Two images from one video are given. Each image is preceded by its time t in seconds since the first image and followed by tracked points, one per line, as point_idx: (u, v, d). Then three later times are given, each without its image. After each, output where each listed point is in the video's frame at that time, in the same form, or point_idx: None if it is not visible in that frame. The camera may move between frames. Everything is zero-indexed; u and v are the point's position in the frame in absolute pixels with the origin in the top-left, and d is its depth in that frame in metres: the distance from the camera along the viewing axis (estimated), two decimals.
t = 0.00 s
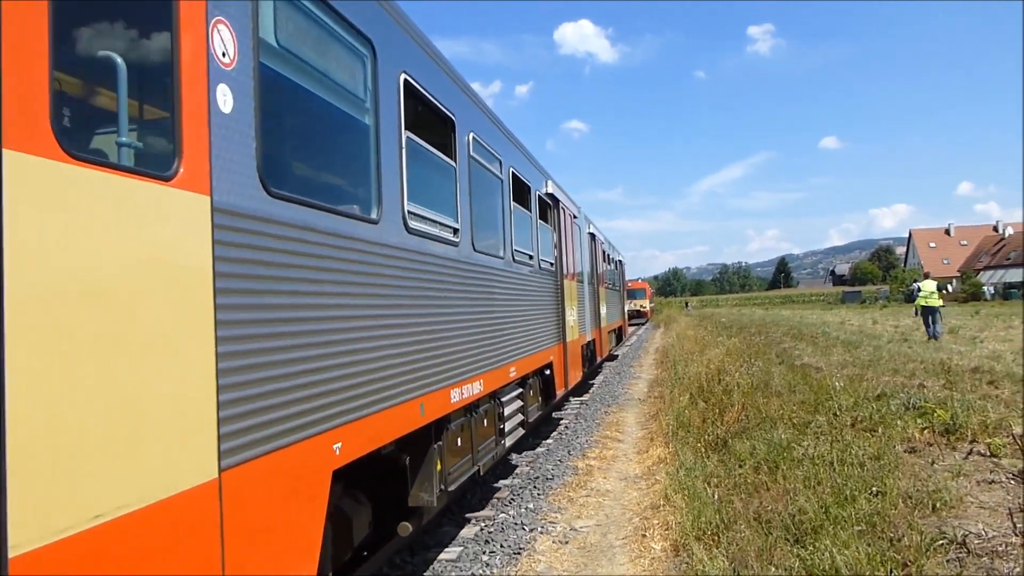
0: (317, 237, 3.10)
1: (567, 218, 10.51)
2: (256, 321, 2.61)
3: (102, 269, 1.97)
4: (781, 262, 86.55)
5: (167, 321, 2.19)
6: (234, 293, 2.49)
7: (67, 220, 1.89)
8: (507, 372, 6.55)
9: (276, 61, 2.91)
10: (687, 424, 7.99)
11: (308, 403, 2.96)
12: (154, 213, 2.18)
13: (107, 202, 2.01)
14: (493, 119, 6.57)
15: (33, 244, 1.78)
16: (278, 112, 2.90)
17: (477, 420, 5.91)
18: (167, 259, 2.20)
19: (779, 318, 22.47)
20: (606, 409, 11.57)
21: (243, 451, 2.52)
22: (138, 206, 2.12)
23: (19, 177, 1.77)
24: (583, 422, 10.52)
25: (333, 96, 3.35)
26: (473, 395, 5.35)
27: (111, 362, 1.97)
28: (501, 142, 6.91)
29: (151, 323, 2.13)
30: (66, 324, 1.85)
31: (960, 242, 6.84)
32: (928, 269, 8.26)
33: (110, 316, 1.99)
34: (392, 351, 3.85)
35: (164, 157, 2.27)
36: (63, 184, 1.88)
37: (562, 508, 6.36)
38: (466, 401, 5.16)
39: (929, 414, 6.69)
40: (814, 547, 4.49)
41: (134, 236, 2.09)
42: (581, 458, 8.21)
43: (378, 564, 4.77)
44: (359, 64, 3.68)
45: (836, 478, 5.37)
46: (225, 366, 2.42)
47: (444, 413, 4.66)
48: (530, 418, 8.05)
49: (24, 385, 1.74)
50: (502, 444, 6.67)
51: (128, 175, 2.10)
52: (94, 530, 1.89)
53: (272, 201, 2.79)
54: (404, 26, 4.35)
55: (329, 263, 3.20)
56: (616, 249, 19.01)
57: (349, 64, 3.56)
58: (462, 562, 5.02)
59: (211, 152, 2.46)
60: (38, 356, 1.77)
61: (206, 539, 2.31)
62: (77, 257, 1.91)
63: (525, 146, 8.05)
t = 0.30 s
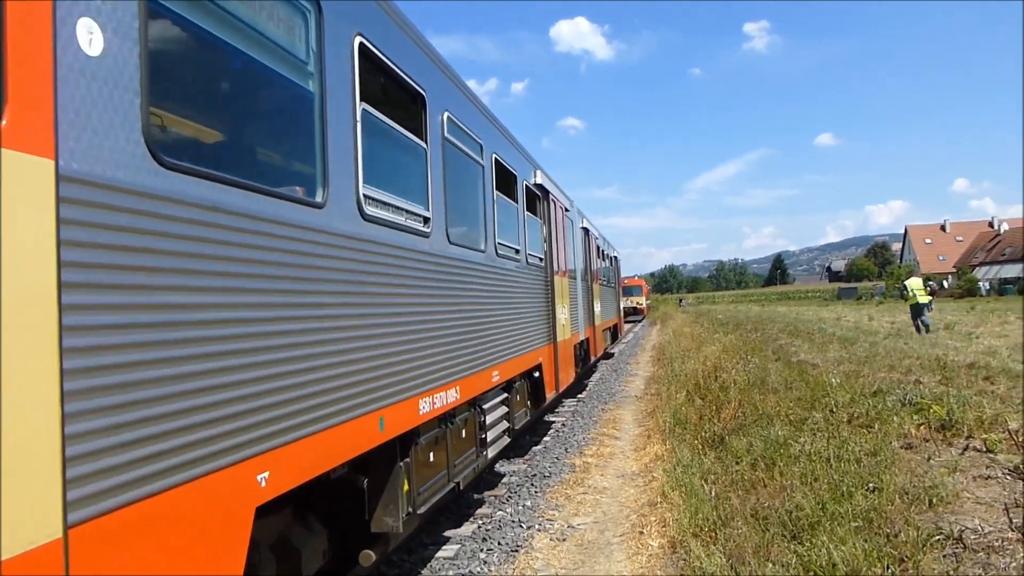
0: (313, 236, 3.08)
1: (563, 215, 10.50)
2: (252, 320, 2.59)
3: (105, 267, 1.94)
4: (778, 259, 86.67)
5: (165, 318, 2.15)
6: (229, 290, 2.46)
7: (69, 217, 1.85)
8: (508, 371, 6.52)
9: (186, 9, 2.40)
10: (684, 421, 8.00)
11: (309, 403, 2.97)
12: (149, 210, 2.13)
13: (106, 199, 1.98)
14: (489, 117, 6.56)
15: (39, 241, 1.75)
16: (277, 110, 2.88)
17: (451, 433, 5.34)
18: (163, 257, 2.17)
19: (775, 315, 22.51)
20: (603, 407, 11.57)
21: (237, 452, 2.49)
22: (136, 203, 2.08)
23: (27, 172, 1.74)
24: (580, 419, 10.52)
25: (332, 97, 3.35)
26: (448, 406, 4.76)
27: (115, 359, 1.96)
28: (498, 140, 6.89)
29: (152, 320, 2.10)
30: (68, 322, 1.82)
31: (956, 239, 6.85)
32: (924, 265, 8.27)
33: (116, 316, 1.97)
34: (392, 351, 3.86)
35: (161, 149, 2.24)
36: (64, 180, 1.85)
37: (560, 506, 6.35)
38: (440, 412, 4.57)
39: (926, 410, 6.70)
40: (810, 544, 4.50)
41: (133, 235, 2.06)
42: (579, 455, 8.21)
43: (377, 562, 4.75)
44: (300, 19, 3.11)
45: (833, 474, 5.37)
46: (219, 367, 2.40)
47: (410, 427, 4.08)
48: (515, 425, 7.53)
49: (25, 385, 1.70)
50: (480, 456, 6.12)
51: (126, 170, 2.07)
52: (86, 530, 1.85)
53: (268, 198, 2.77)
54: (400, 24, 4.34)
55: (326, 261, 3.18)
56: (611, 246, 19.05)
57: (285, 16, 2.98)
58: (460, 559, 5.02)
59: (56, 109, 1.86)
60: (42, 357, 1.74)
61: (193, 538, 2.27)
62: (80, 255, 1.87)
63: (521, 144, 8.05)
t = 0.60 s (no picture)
0: (305, 234, 3.07)
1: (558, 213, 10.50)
2: (243, 319, 2.58)
3: (92, 268, 1.94)
4: (773, 257, 86.79)
5: (152, 318, 2.14)
6: (219, 290, 2.46)
7: (53, 218, 1.85)
8: (503, 368, 6.51)
9: None
10: (679, 419, 8.00)
11: (303, 403, 2.98)
12: (137, 210, 2.12)
13: (91, 199, 1.97)
14: (485, 115, 6.55)
15: (22, 242, 1.75)
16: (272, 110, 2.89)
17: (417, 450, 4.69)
18: (151, 256, 2.16)
19: (770, 313, 22.55)
20: (599, 405, 11.57)
21: (227, 452, 2.48)
22: (121, 203, 2.07)
23: (7, 174, 1.73)
24: (576, 417, 10.53)
25: (326, 97, 3.35)
26: (412, 419, 4.16)
27: (100, 359, 1.95)
28: (493, 137, 6.88)
29: (140, 320, 2.09)
30: (52, 322, 1.82)
31: (951, 236, 6.86)
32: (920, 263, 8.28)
33: (101, 315, 1.96)
34: (388, 350, 3.89)
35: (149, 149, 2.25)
36: (46, 182, 1.84)
37: (556, 504, 6.35)
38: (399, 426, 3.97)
39: (921, 407, 6.71)
40: (805, 541, 4.50)
41: (120, 235, 2.05)
42: (574, 453, 8.21)
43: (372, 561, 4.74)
44: None
45: (828, 471, 5.38)
46: (208, 366, 2.38)
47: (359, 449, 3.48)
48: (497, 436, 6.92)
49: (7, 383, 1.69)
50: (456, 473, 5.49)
51: (115, 172, 2.07)
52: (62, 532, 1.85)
53: (260, 197, 2.76)
54: (395, 22, 4.33)
55: (319, 259, 3.18)
56: (607, 245, 19.04)
57: None
58: (455, 558, 5.01)
59: None
60: (23, 359, 1.74)
61: (178, 538, 2.26)
62: (64, 255, 1.87)
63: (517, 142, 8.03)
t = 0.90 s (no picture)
0: (298, 231, 3.07)
1: (556, 212, 10.50)
2: (238, 315, 2.58)
3: (87, 263, 1.94)
4: (769, 257, 86.94)
5: (148, 313, 2.14)
6: (216, 287, 2.47)
7: (48, 214, 1.85)
8: (496, 367, 6.54)
9: None
10: (675, 419, 8.01)
11: (297, 401, 2.98)
12: (131, 206, 2.12)
13: (86, 195, 1.96)
14: (482, 112, 6.54)
15: (22, 239, 1.76)
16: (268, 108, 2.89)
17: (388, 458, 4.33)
18: (145, 252, 2.16)
19: (766, 313, 22.59)
20: (595, 404, 11.58)
21: (221, 450, 2.47)
22: (123, 201, 2.09)
23: (9, 172, 1.75)
24: (572, 416, 10.54)
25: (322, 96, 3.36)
26: (396, 421, 4.04)
27: (96, 355, 1.95)
28: (490, 136, 6.89)
29: (136, 316, 2.09)
30: (48, 318, 1.82)
31: (947, 237, 6.88)
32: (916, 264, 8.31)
33: (98, 311, 1.96)
34: (382, 347, 3.91)
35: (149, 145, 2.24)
36: (42, 177, 1.84)
37: (551, 503, 6.35)
38: (353, 446, 3.48)
39: (916, 407, 6.73)
40: (800, 540, 4.51)
41: (115, 230, 2.05)
42: (570, 452, 8.22)
43: (367, 559, 4.75)
44: None
45: (823, 471, 5.39)
46: (202, 363, 2.38)
47: (315, 466, 3.12)
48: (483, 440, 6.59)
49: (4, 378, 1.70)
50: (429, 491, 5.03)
51: (117, 170, 2.09)
52: (57, 530, 1.84)
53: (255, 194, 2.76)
54: (392, 19, 4.32)
55: (315, 257, 3.20)
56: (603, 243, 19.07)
57: None
58: (450, 556, 5.01)
59: None
60: (18, 355, 1.73)
61: (172, 536, 2.25)
62: (64, 252, 1.88)
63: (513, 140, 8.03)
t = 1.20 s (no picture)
0: (296, 231, 3.06)
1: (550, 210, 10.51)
2: (236, 315, 2.56)
3: (87, 265, 1.92)
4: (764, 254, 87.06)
5: (148, 314, 2.13)
6: (217, 287, 2.46)
7: (49, 216, 1.83)
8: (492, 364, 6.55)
9: None
10: (671, 416, 8.01)
11: (296, 400, 2.97)
12: (131, 207, 2.11)
13: (85, 197, 1.95)
14: (477, 110, 6.54)
15: (23, 240, 1.75)
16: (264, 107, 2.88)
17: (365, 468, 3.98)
18: (145, 252, 2.14)
19: (761, 309, 22.65)
20: (591, 402, 11.59)
21: (219, 451, 2.45)
22: (124, 202, 2.08)
23: (12, 173, 1.74)
24: (568, 414, 10.54)
25: (319, 96, 3.34)
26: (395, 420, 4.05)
27: (94, 356, 1.93)
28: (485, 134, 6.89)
29: (135, 316, 2.08)
30: (48, 319, 1.80)
31: (941, 233, 6.91)
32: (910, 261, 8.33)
33: (97, 312, 1.95)
34: (381, 346, 3.90)
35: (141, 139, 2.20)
36: (44, 180, 1.83)
37: (548, 501, 6.35)
38: (344, 448, 3.39)
39: (911, 403, 6.74)
40: (797, 536, 4.51)
41: (114, 232, 2.03)
42: (566, 450, 8.22)
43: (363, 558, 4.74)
44: None
45: (818, 467, 5.41)
46: (201, 364, 2.36)
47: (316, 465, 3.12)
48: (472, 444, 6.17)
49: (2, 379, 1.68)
50: (390, 519, 4.28)
51: (118, 171, 2.07)
52: (58, 530, 1.83)
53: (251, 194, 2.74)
54: (386, 18, 4.31)
55: (312, 256, 3.18)
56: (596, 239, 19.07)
57: None
58: (447, 555, 5.00)
59: None
60: (18, 357, 1.72)
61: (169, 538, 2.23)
62: (66, 253, 1.87)
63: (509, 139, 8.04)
